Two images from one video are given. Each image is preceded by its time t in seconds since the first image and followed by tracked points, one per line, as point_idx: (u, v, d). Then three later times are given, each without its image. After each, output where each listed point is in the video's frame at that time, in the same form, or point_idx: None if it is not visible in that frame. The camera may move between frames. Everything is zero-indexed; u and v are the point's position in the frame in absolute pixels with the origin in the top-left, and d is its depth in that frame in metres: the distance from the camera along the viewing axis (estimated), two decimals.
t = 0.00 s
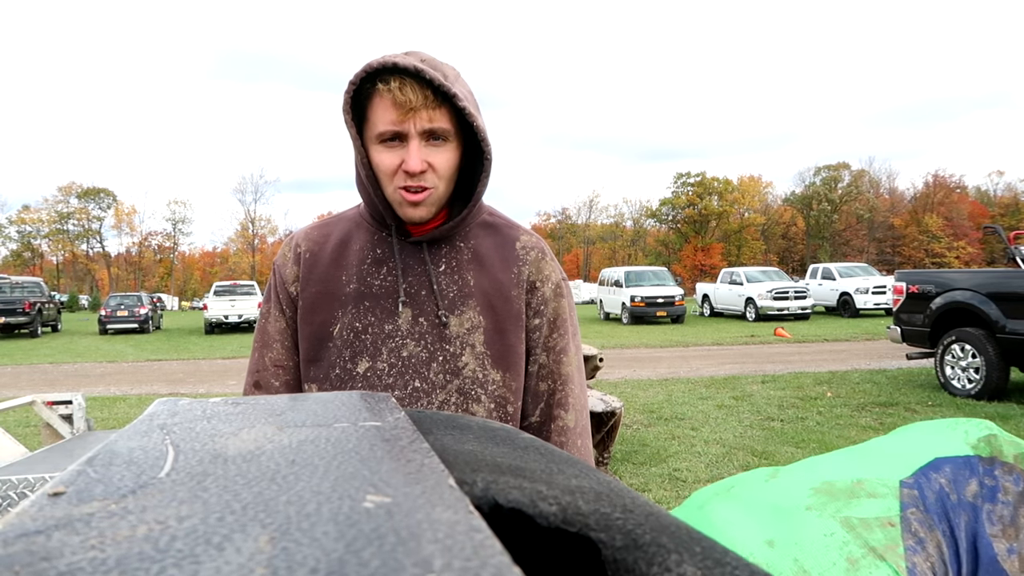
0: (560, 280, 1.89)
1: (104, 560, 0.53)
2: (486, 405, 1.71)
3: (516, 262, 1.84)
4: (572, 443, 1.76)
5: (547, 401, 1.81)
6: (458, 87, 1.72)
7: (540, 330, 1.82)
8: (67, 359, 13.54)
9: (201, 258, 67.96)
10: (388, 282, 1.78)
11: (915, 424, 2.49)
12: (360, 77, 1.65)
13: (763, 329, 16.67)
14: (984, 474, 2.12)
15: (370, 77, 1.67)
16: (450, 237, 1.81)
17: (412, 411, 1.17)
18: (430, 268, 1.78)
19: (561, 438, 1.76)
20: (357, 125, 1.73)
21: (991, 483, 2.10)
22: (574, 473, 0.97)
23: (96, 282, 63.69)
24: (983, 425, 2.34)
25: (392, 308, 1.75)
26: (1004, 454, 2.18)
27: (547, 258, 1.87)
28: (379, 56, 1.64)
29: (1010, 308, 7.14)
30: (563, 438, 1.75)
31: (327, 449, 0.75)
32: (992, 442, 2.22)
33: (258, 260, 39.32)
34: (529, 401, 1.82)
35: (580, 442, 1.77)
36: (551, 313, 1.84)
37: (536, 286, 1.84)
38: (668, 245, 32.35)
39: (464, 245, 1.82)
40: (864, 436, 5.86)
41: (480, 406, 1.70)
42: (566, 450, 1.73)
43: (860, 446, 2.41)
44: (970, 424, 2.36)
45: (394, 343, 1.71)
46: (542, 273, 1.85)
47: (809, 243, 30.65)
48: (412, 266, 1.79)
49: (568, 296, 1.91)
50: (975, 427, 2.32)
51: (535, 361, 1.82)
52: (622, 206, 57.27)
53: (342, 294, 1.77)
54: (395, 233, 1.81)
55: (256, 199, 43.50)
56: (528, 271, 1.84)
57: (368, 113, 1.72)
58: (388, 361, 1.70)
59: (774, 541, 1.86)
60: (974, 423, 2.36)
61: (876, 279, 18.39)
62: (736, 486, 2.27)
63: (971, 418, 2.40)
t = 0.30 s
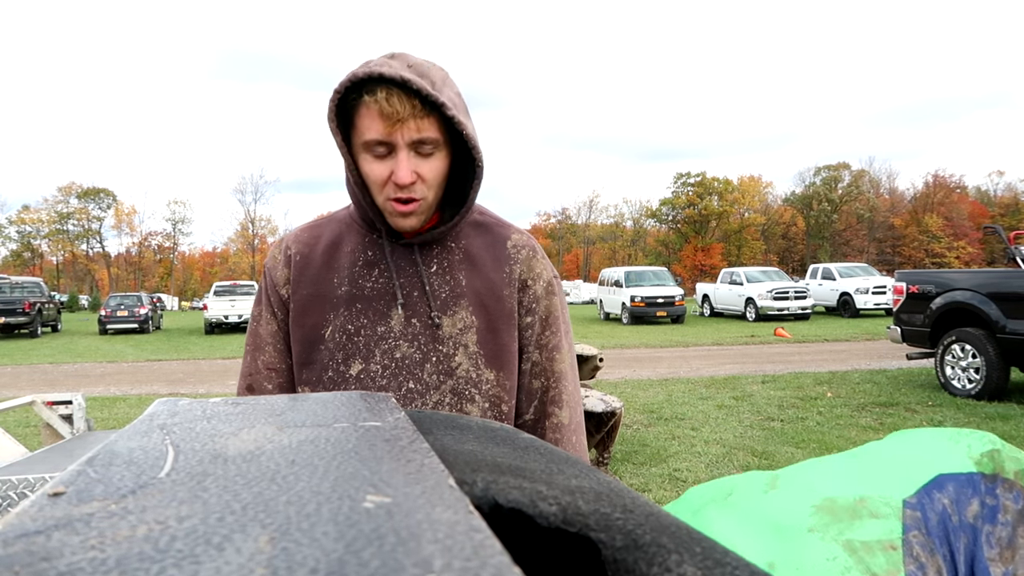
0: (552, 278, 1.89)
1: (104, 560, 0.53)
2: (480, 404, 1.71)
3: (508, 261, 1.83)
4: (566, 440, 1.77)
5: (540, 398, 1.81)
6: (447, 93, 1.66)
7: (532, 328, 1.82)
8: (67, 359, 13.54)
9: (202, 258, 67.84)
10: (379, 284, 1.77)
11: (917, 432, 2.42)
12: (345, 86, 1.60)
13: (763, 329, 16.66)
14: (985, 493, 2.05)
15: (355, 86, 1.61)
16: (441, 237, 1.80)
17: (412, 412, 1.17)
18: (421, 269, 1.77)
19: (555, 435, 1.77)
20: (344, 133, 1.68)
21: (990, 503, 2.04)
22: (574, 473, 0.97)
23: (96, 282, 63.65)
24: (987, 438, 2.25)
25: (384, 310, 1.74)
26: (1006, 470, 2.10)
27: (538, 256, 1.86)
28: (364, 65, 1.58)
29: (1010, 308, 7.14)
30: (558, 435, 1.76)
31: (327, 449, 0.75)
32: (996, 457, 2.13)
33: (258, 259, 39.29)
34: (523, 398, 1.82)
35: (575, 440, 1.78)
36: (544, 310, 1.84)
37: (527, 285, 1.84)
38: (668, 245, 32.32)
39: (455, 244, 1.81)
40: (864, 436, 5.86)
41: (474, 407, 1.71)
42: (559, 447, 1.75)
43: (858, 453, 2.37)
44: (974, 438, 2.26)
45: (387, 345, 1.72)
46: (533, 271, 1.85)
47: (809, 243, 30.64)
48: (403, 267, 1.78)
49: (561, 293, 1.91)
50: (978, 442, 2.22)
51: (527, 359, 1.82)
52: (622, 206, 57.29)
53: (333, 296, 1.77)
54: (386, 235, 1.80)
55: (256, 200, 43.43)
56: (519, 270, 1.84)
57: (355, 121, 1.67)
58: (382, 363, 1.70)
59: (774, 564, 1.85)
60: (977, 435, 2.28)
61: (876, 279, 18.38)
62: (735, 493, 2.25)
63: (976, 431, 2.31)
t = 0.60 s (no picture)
0: (516, 270, 1.86)
1: (104, 559, 0.53)
2: (455, 403, 1.66)
3: (472, 259, 1.79)
4: (541, 428, 1.75)
5: (513, 389, 1.79)
6: (398, 116, 1.55)
7: (501, 321, 1.79)
8: (68, 359, 13.54)
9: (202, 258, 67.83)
10: (345, 292, 1.69)
11: (918, 454, 2.41)
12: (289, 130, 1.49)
13: (763, 329, 16.67)
14: (987, 530, 2.00)
15: (301, 126, 1.50)
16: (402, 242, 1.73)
17: (412, 412, 1.17)
18: (387, 274, 1.70)
19: (531, 424, 1.75)
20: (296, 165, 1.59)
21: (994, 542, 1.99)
22: (574, 473, 0.97)
23: (96, 283, 63.67)
24: (992, 468, 2.23)
25: (353, 319, 1.67)
26: (1009, 504, 2.08)
27: (502, 251, 1.83)
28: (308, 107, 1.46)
29: (1010, 307, 7.14)
30: (534, 424, 1.75)
31: (326, 449, 0.75)
32: (999, 488, 2.12)
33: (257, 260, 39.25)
34: (495, 390, 1.79)
35: (549, 428, 1.77)
36: (511, 303, 1.81)
37: (493, 280, 1.80)
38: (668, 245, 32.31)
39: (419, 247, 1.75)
40: (864, 436, 5.86)
41: (450, 407, 1.65)
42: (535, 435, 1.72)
43: (854, 478, 2.31)
44: (978, 464, 2.26)
45: (358, 353, 1.64)
46: (497, 265, 1.82)
47: (809, 243, 30.68)
48: (369, 274, 1.70)
49: (525, 285, 1.88)
50: (984, 470, 2.22)
51: (498, 352, 1.79)
52: (622, 206, 57.30)
53: (298, 306, 1.68)
54: (348, 246, 1.72)
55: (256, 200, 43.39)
56: (484, 266, 1.80)
57: (306, 153, 1.57)
58: (354, 371, 1.62)
59: None
60: (978, 465, 2.25)
61: (876, 279, 18.38)
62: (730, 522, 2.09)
63: (980, 454, 2.32)
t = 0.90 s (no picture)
0: (470, 272, 1.87)
1: (104, 559, 0.53)
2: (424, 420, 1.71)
3: (427, 271, 1.80)
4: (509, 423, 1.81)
5: (478, 385, 1.83)
6: (322, 160, 1.55)
7: (460, 327, 1.82)
8: (67, 359, 13.53)
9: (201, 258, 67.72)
10: (303, 327, 1.72)
11: (915, 462, 2.43)
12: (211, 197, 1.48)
13: (763, 329, 16.66)
14: (978, 533, 1.94)
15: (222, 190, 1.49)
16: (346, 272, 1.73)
17: (413, 411, 1.17)
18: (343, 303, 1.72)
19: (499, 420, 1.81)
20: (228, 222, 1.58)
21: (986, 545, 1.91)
22: (574, 473, 0.97)
23: (96, 283, 63.60)
24: (986, 470, 2.22)
25: (314, 351, 1.71)
26: (1001, 506, 2.03)
27: (454, 255, 1.84)
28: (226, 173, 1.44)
29: (1010, 308, 7.13)
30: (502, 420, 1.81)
31: (321, 451, 0.75)
32: (992, 491, 2.08)
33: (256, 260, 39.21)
34: (460, 387, 1.83)
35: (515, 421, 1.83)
36: (468, 306, 1.83)
37: (449, 288, 1.82)
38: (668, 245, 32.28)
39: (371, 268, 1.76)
40: (864, 436, 5.86)
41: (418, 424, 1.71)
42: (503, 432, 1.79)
43: (848, 483, 2.36)
44: (972, 468, 2.25)
45: (324, 385, 1.69)
46: (451, 271, 1.83)
47: (809, 243, 30.68)
48: (324, 306, 1.73)
49: (481, 284, 1.89)
50: (976, 473, 2.21)
51: (459, 354, 1.83)
52: (622, 206, 57.28)
53: (257, 346, 1.71)
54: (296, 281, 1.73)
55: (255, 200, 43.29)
56: (439, 277, 1.81)
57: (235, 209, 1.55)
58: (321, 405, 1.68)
59: None
60: (973, 468, 2.24)
61: (876, 279, 18.37)
62: (722, 527, 2.21)
63: (975, 457, 2.31)
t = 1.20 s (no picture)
0: (442, 269, 1.94)
1: (104, 559, 0.53)
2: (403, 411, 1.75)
3: (402, 267, 1.86)
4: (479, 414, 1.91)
5: (450, 379, 1.91)
6: (311, 153, 1.57)
7: (434, 321, 1.89)
8: (67, 359, 13.53)
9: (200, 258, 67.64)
10: (282, 321, 1.71)
11: (909, 461, 2.42)
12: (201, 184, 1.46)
13: (763, 329, 16.67)
14: (967, 532, 1.93)
15: (214, 178, 1.48)
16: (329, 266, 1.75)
17: (412, 411, 1.17)
18: (323, 296, 1.74)
19: (471, 410, 1.91)
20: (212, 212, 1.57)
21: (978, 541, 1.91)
22: (574, 473, 0.97)
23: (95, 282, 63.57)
24: (979, 468, 2.22)
25: (295, 345, 1.70)
26: (994, 504, 2.02)
27: (428, 252, 1.90)
28: (220, 162, 1.44)
29: (1010, 308, 7.13)
30: (474, 410, 1.90)
31: (321, 449, 0.75)
32: (983, 490, 2.07)
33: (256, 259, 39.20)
34: (432, 381, 1.91)
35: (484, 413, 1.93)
36: (441, 301, 1.91)
37: (424, 283, 1.88)
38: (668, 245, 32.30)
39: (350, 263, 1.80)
40: (864, 436, 5.86)
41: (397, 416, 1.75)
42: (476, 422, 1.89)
43: (839, 482, 2.37)
44: (963, 467, 2.25)
45: (304, 378, 1.69)
46: (426, 267, 1.89)
47: (809, 243, 30.69)
48: (304, 300, 1.74)
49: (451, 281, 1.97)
50: (968, 472, 2.20)
51: (433, 347, 1.90)
52: (621, 206, 57.30)
53: (235, 342, 1.68)
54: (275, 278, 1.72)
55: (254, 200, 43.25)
56: (415, 272, 1.87)
57: (221, 200, 1.54)
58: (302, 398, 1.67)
59: None
60: (966, 466, 2.24)
61: (876, 279, 18.38)
62: (714, 525, 2.24)
63: (967, 456, 2.31)
